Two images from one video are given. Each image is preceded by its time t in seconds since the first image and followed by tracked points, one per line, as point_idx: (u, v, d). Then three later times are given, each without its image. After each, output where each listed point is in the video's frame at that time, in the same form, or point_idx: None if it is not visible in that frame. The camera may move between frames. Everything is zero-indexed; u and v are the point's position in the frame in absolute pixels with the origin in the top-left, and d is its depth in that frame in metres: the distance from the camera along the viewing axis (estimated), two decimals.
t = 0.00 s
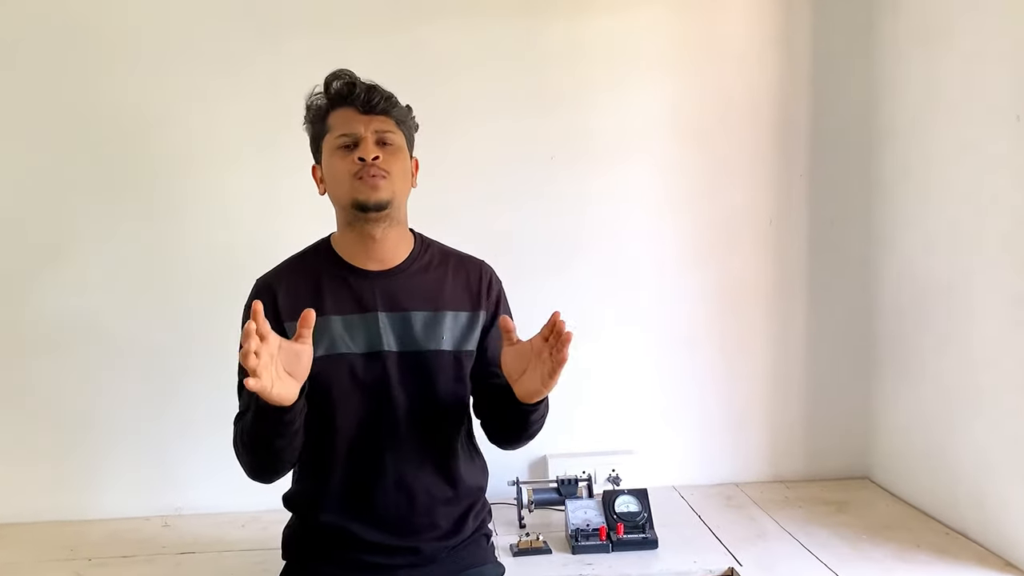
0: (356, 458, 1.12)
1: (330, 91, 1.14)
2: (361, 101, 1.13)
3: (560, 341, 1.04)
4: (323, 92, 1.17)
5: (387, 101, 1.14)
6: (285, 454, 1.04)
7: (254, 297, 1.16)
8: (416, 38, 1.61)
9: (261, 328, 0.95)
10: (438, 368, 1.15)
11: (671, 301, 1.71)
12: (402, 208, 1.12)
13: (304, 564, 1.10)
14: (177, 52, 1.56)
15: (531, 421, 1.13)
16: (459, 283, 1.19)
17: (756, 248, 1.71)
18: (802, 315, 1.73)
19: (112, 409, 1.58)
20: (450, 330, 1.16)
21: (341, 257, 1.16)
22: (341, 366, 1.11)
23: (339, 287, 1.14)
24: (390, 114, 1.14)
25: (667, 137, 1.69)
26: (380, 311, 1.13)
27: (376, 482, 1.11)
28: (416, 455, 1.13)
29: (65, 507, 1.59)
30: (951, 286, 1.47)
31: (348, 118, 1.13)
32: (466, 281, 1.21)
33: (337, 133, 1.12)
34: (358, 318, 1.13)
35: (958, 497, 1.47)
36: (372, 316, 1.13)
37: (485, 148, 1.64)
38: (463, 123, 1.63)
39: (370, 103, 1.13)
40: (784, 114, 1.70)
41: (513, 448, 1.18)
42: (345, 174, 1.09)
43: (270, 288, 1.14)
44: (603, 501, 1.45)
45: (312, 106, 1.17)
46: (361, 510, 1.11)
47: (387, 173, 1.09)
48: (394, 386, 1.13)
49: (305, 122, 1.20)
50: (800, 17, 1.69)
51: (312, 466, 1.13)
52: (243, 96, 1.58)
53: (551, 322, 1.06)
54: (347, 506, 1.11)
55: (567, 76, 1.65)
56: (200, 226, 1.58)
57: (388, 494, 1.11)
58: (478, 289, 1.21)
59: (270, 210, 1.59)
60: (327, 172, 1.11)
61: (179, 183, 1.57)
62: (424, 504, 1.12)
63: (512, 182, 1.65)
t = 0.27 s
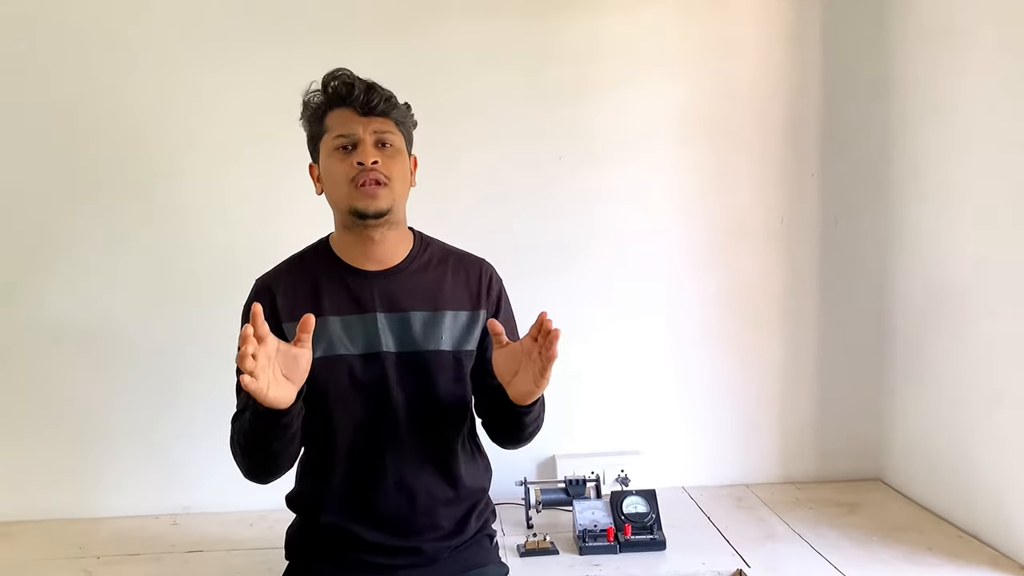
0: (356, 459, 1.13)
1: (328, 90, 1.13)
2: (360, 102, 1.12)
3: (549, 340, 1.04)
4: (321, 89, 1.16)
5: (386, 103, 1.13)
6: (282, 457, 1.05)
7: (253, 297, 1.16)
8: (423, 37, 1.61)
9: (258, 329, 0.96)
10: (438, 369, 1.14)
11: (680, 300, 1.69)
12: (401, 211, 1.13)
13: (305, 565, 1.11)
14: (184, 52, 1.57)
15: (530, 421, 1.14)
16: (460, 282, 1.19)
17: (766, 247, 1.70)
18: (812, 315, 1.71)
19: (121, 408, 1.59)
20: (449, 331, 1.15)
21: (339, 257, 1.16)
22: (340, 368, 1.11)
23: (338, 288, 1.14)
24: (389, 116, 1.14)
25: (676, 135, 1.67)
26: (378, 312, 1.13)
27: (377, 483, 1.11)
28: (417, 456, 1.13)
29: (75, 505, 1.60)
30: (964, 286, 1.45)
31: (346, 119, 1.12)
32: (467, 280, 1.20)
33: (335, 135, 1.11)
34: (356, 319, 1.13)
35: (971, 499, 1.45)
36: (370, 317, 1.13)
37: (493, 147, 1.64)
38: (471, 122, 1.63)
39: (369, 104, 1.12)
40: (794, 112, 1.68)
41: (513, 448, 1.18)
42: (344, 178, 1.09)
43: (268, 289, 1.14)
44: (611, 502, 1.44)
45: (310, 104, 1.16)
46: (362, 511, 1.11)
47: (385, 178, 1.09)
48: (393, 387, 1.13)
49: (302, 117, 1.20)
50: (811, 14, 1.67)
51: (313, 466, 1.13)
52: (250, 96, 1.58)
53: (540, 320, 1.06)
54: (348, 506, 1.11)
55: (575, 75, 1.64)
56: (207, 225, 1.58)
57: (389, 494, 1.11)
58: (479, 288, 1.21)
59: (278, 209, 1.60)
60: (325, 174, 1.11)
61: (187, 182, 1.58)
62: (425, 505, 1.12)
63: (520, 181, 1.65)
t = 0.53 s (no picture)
0: (359, 461, 1.12)
1: (334, 90, 1.12)
2: (367, 105, 1.11)
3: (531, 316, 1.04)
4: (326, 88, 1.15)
5: (394, 106, 1.12)
6: (285, 455, 1.06)
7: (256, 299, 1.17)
8: (432, 38, 1.61)
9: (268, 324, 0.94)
10: (441, 371, 1.14)
11: (689, 301, 1.68)
12: (406, 216, 1.13)
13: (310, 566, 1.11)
14: (193, 53, 1.57)
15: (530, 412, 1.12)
16: (464, 283, 1.19)
17: (776, 247, 1.69)
18: (822, 316, 1.70)
19: (131, 408, 1.60)
20: (453, 332, 1.15)
21: (341, 258, 1.16)
22: (343, 370, 1.12)
23: (340, 289, 1.14)
24: (397, 119, 1.13)
25: (685, 135, 1.66)
26: (380, 314, 1.13)
27: (380, 486, 1.11)
28: (421, 457, 1.13)
29: (84, 504, 1.60)
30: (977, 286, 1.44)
31: (353, 121, 1.11)
32: (471, 280, 1.20)
33: (340, 137, 1.11)
34: (359, 321, 1.13)
35: (983, 501, 1.43)
36: (373, 319, 1.13)
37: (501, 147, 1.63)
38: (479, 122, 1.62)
39: (377, 108, 1.12)
40: (805, 111, 1.67)
41: (515, 444, 1.17)
42: (348, 182, 1.08)
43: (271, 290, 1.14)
44: (619, 504, 1.43)
45: (315, 102, 1.15)
46: (366, 513, 1.11)
47: (391, 185, 1.09)
48: (396, 388, 1.13)
49: (306, 114, 1.19)
50: (821, 12, 1.66)
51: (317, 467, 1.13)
52: (259, 97, 1.59)
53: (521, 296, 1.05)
54: (352, 508, 1.12)
55: (584, 75, 1.64)
56: (216, 226, 1.59)
57: (393, 496, 1.11)
58: (483, 289, 1.21)
59: (286, 210, 1.60)
60: (330, 177, 1.11)
61: (195, 183, 1.58)
62: (429, 507, 1.12)
63: (528, 181, 1.64)
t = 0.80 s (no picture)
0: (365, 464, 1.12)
1: (346, 91, 1.12)
2: (379, 110, 1.11)
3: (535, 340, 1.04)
4: (338, 88, 1.14)
5: (406, 113, 1.12)
6: (290, 461, 1.06)
7: (261, 300, 1.16)
8: (437, 40, 1.61)
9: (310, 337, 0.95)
10: (446, 375, 1.14)
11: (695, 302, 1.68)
12: (412, 223, 1.13)
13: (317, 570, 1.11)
14: (199, 57, 1.57)
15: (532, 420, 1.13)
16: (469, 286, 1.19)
17: (783, 249, 1.68)
18: (830, 318, 1.69)
19: (138, 411, 1.60)
20: (458, 336, 1.15)
21: (347, 260, 1.16)
22: (348, 374, 1.12)
23: (346, 293, 1.14)
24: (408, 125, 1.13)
25: (691, 136, 1.66)
26: (386, 318, 1.13)
27: (386, 490, 1.11)
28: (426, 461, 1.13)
29: (92, 506, 1.61)
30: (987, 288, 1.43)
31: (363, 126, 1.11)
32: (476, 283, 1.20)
33: (350, 141, 1.11)
34: (365, 325, 1.13)
35: (993, 505, 1.42)
36: (378, 323, 1.13)
37: (507, 149, 1.63)
38: (485, 124, 1.62)
39: (388, 113, 1.11)
40: (812, 112, 1.67)
41: (521, 447, 1.18)
42: (356, 189, 1.08)
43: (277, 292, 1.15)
44: (626, 506, 1.42)
45: (326, 101, 1.15)
46: (372, 517, 1.11)
47: (399, 193, 1.09)
48: (401, 392, 1.13)
49: (316, 112, 1.18)
50: (828, 13, 1.66)
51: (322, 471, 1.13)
52: (264, 99, 1.59)
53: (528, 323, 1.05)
54: (358, 512, 1.11)
55: (589, 76, 1.63)
56: (223, 228, 1.59)
57: (398, 500, 1.11)
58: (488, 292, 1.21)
59: (292, 213, 1.60)
60: (338, 181, 1.11)
61: (202, 186, 1.58)
62: (435, 510, 1.11)
63: (534, 182, 1.64)
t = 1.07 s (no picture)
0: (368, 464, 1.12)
1: (382, 96, 1.08)
2: (410, 125, 1.07)
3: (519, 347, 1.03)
4: (377, 87, 1.10)
5: (436, 130, 1.09)
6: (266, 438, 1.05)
7: (270, 283, 1.16)
8: (441, 41, 1.61)
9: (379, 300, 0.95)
10: (451, 372, 1.14)
11: (700, 303, 1.67)
12: (424, 232, 1.13)
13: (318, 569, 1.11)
14: (203, 58, 1.58)
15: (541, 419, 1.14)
16: (477, 287, 1.19)
17: (788, 250, 1.67)
18: (836, 319, 1.69)
19: (142, 412, 1.60)
20: (465, 336, 1.15)
21: (357, 252, 1.16)
22: (353, 367, 1.12)
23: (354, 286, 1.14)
24: (438, 144, 1.10)
25: (696, 137, 1.66)
26: (393, 314, 1.13)
27: (389, 490, 1.11)
28: (429, 462, 1.13)
29: (95, 506, 1.61)
30: (993, 290, 1.42)
31: (390, 136, 1.08)
32: (484, 286, 1.20)
33: (374, 150, 1.08)
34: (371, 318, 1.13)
35: (1000, 508, 1.41)
36: (384, 318, 1.13)
37: (512, 151, 1.63)
38: (489, 125, 1.62)
39: (419, 130, 1.08)
40: (817, 112, 1.66)
41: (528, 449, 1.18)
42: (371, 199, 1.08)
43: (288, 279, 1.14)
44: (631, 508, 1.41)
45: (361, 97, 1.11)
46: (374, 517, 1.11)
47: (413, 209, 1.08)
48: (406, 388, 1.13)
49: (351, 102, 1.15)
50: (833, 14, 1.65)
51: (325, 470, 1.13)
52: (269, 101, 1.59)
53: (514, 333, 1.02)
54: (360, 512, 1.11)
55: (594, 77, 1.63)
56: (227, 229, 1.59)
57: (401, 501, 1.11)
58: (496, 294, 1.21)
59: (297, 214, 1.60)
60: (357, 184, 1.10)
61: (206, 187, 1.59)
62: (437, 511, 1.11)
63: (539, 184, 1.64)
